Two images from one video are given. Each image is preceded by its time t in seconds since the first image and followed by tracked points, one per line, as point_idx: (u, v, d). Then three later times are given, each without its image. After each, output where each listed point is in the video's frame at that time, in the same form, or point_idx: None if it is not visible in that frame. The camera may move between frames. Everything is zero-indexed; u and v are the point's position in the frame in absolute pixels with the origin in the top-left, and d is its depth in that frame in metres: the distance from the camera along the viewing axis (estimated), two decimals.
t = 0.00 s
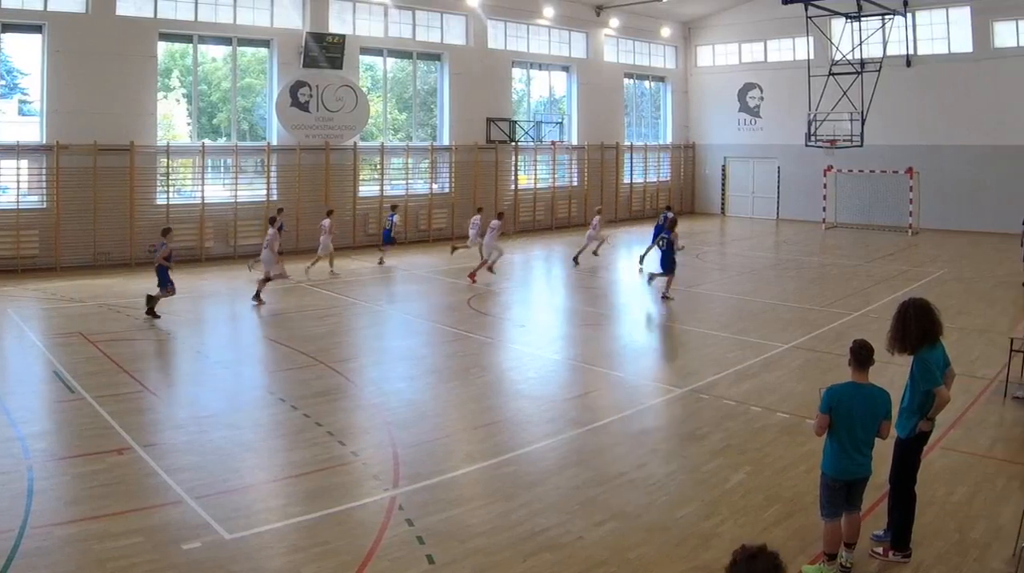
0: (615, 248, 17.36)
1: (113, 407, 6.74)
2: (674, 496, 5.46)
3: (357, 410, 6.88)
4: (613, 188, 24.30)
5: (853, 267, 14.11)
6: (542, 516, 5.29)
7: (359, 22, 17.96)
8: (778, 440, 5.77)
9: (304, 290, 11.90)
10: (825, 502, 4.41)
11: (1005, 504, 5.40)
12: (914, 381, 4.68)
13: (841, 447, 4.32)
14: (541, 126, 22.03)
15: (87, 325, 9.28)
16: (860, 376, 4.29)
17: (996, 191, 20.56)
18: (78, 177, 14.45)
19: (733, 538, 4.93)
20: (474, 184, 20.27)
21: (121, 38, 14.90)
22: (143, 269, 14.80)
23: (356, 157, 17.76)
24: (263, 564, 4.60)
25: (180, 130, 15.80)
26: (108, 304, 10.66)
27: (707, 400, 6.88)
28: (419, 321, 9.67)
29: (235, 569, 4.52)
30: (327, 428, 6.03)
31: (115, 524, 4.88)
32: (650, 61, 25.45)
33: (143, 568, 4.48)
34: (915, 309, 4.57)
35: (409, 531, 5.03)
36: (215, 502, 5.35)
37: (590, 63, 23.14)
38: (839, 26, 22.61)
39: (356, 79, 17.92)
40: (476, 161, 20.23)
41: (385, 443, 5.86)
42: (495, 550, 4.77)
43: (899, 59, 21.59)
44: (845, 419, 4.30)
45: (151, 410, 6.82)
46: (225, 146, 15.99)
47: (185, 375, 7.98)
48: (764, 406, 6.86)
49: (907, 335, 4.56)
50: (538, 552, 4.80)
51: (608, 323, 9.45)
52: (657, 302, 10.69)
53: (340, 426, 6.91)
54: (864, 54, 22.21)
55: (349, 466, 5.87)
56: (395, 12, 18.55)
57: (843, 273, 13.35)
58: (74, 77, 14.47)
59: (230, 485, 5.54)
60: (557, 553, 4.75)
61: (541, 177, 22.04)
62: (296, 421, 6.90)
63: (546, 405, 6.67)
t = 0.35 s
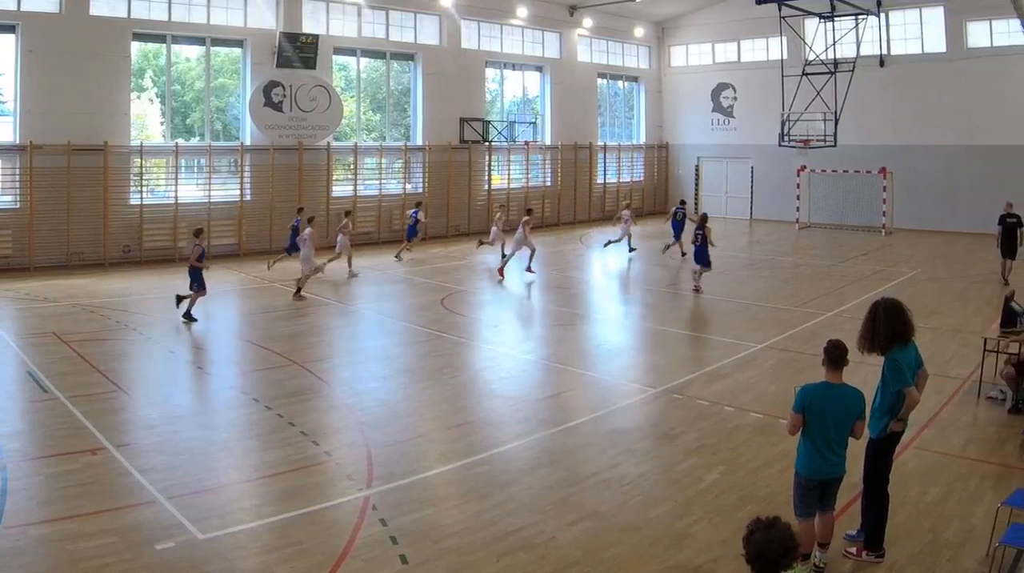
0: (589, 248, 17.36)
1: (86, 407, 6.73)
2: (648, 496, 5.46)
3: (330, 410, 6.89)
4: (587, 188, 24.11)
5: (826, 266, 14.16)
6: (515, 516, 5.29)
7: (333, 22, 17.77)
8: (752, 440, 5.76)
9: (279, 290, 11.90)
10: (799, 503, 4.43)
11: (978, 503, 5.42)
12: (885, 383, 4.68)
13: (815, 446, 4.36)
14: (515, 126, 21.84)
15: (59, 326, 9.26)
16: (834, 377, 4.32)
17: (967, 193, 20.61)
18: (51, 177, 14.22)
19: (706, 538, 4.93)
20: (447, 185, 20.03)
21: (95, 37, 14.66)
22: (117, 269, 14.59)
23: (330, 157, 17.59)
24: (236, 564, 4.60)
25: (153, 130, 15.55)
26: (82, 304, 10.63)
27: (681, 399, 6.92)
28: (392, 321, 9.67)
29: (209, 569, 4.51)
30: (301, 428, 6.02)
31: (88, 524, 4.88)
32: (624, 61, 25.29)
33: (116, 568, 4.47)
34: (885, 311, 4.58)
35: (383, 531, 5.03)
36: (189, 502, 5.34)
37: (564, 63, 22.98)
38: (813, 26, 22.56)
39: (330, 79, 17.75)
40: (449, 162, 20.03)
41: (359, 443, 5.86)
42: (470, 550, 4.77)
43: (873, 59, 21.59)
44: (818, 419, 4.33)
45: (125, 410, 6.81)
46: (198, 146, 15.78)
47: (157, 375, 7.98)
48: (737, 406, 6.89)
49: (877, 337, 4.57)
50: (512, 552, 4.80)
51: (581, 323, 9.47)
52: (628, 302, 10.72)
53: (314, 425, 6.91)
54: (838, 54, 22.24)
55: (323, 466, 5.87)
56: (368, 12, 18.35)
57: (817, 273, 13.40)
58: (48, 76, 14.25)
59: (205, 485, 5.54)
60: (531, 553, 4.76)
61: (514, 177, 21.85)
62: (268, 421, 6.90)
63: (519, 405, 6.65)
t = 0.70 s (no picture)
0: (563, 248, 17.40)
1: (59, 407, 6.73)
2: (620, 496, 5.46)
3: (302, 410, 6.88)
4: (560, 189, 24.04)
5: (800, 266, 14.23)
6: (487, 516, 5.29)
7: (305, 22, 17.75)
8: (724, 440, 5.76)
9: (251, 291, 11.91)
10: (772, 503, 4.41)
11: (950, 500, 5.42)
12: (859, 381, 4.58)
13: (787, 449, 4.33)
14: (487, 126, 21.79)
15: (30, 326, 9.25)
16: (806, 377, 4.28)
17: (942, 193, 20.56)
18: (22, 177, 14.17)
19: (678, 538, 4.93)
20: (419, 185, 19.95)
21: (65, 38, 14.59)
22: (89, 269, 14.54)
23: (302, 157, 17.55)
24: (209, 564, 4.59)
25: (125, 130, 15.50)
26: (53, 305, 10.61)
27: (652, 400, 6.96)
28: (363, 321, 9.68)
29: (180, 569, 4.50)
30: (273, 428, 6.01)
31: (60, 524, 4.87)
32: (597, 61, 25.27)
33: (88, 568, 4.46)
34: (854, 311, 4.47)
35: (355, 530, 5.03)
36: (161, 502, 5.33)
37: (537, 63, 22.96)
38: (785, 26, 22.51)
39: (303, 79, 17.75)
40: (421, 162, 19.97)
41: (331, 442, 5.85)
42: (442, 550, 4.77)
43: (845, 59, 21.58)
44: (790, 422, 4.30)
45: (98, 410, 6.80)
46: (170, 146, 15.75)
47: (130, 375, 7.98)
48: (709, 406, 6.91)
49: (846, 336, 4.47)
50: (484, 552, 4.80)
51: (553, 323, 9.50)
52: (601, 302, 10.77)
53: (287, 426, 6.90)
54: (810, 54, 22.20)
55: (295, 466, 5.87)
56: (340, 12, 18.32)
57: (791, 273, 13.47)
58: (19, 76, 14.18)
59: (177, 485, 5.53)
60: (503, 553, 4.75)
61: (486, 177, 21.75)
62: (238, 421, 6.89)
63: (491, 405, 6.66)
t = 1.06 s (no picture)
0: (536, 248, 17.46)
1: (31, 407, 6.72)
2: (592, 496, 5.45)
3: (274, 410, 6.89)
4: (532, 189, 24.03)
5: (772, 266, 14.30)
6: (459, 516, 5.28)
7: (277, 21, 17.74)
8: (696, 440, 5.76)
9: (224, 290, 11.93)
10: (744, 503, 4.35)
11: (924, 498, 5.42)
12: (830, 381, 4.59)
13: (759, 449, 4.31)
14: (460, 126, 21.77)
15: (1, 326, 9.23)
16: (778, 378, 4.27)
17: (917, 193, 20.51)
18: None
19: (649, 538, 4.93)
20: (391, 185, 19.94)
21: (36, 37, 14.55)
22: (61, 268, 14.53)
23: (274, 157, 17.54)
24: (181, 564, 4.58)
25: (97, 130, 15.48)
26: (26, 305, 10.59)
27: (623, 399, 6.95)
28: (335, 321, 9.71)
29: (152, 569, 4.49)
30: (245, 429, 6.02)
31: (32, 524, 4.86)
32: (569, 61, 25.25)
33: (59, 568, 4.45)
34: (825, 311, 4.48)
35: (326, 530, 5.02)
36: (133, 502, 5.32)
37: (509, 63, 22.97)
38: (757, 26, 22.53)
39: (276, 79, 17.74)
40: (394, 162, 19.96)
41: (303, 442, 5.86)
42: (414, 550, 4.76)
43: (817, 59, 21.59)
44: (763, 421, 4.28)
45: (70, 410, 6.79)
46: (142, 146, 15.73)
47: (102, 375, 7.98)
48: (681, 406, 6.92)
49: (816, 336, 4.47)
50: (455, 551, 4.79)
51: (525, 323, 9.57)
52: (573, 302, 10.84)
53: (260, 426, 6.89)
54: (782, 54, 22.20)
55: (267, 466, 5.86)
56: (313, 12, 18.33)
57: (765, 273, 13.55)
58: None
59: (150, 484, 5.52)
60: (475, 553, 4.74)
61: (459, 176, 21.74)
62: (208, 420, 6.85)
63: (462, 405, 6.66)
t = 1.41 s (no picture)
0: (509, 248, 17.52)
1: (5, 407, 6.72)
2: (565, 496, 5.44)
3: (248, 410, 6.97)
4: (505, 189, 23.99)
5: (747, 267, 14.38)
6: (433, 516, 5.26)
7: (250, 21, 17.70)
8: (669, 440, 5.83)
9: (198, 290, 11.97)
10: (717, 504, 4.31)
11: (899, 496, 5.43)
12: (803, 380, 4.49)
13: (733, 449, 4.25)
14: (433, 126, 21.76)
15: None
16: (752, 377, 4.22)
17: (888, 193, 20.60)
18: None
19: (622, 538, 4.91)
20: (365, 185, 19.94)
21: (7, 37, 14.50)
22: (34, 269, 14.50)
23: (247, 157, 17.52)
24: (155, 564, 4.54)
25: (70, 130, 15.45)
26: None
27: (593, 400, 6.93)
28: (309, 320, 9.88)
29: (125, 570, 4.46)
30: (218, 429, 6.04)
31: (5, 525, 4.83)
32: (543, 61, 25.25)
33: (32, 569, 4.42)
34: (799, 311, 4.38)
35: (299, 531, 4.99)
36: (106, 502, 5.29)
37: (483, 63, 22.99)
38: (731, 25, 22.52)
39: (249, 79, 17.73)
40: (367, 162, 19.95)
41: (276, 443, 5.88)
42: (387, 550, 4.73)
43: (790, 59, 21.61)
44: (736, 422, 4.22)
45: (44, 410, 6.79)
46: (116, 145, 15.73)
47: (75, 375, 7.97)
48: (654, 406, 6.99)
49: (789, 336, 4.37)
50: (429, 551, 4.77)
51: (499, 323, 9.83)
52: (546, 302, 11.12)
53: (234, 426, 6.92)
54: (755, 54, 22.22)
55: (239, 466, 5.86)
56: (286, 12, 18.35)
57: (738, 273, 13.66)
58: None
59: (124, 484, 5.51)
60: (449, 553, 4.72)
61: (432, 176, 21.70)
62: (184, 420, 6.92)
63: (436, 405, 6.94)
